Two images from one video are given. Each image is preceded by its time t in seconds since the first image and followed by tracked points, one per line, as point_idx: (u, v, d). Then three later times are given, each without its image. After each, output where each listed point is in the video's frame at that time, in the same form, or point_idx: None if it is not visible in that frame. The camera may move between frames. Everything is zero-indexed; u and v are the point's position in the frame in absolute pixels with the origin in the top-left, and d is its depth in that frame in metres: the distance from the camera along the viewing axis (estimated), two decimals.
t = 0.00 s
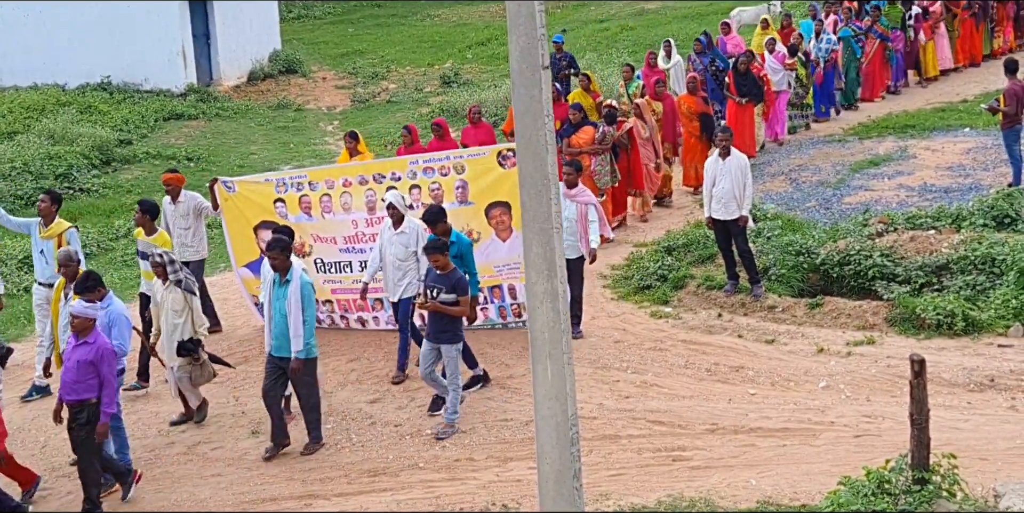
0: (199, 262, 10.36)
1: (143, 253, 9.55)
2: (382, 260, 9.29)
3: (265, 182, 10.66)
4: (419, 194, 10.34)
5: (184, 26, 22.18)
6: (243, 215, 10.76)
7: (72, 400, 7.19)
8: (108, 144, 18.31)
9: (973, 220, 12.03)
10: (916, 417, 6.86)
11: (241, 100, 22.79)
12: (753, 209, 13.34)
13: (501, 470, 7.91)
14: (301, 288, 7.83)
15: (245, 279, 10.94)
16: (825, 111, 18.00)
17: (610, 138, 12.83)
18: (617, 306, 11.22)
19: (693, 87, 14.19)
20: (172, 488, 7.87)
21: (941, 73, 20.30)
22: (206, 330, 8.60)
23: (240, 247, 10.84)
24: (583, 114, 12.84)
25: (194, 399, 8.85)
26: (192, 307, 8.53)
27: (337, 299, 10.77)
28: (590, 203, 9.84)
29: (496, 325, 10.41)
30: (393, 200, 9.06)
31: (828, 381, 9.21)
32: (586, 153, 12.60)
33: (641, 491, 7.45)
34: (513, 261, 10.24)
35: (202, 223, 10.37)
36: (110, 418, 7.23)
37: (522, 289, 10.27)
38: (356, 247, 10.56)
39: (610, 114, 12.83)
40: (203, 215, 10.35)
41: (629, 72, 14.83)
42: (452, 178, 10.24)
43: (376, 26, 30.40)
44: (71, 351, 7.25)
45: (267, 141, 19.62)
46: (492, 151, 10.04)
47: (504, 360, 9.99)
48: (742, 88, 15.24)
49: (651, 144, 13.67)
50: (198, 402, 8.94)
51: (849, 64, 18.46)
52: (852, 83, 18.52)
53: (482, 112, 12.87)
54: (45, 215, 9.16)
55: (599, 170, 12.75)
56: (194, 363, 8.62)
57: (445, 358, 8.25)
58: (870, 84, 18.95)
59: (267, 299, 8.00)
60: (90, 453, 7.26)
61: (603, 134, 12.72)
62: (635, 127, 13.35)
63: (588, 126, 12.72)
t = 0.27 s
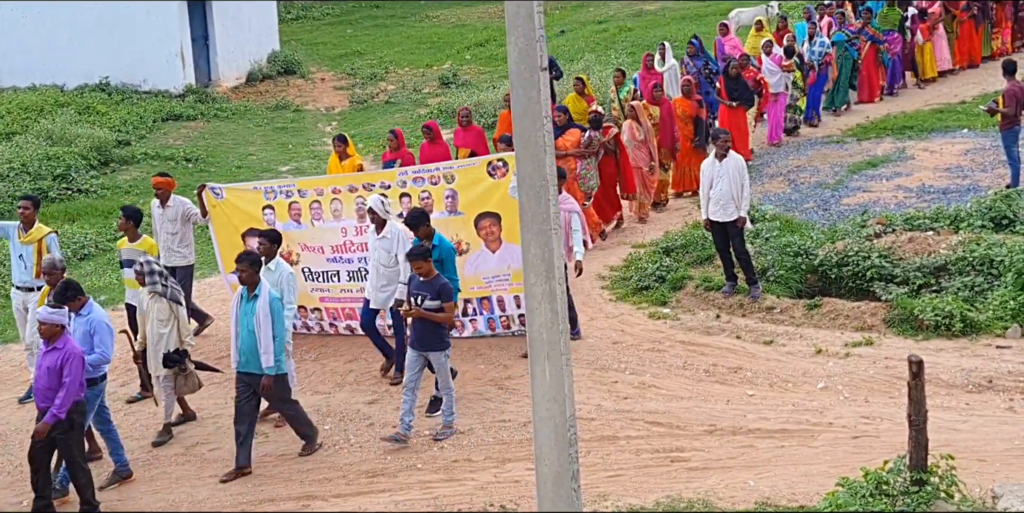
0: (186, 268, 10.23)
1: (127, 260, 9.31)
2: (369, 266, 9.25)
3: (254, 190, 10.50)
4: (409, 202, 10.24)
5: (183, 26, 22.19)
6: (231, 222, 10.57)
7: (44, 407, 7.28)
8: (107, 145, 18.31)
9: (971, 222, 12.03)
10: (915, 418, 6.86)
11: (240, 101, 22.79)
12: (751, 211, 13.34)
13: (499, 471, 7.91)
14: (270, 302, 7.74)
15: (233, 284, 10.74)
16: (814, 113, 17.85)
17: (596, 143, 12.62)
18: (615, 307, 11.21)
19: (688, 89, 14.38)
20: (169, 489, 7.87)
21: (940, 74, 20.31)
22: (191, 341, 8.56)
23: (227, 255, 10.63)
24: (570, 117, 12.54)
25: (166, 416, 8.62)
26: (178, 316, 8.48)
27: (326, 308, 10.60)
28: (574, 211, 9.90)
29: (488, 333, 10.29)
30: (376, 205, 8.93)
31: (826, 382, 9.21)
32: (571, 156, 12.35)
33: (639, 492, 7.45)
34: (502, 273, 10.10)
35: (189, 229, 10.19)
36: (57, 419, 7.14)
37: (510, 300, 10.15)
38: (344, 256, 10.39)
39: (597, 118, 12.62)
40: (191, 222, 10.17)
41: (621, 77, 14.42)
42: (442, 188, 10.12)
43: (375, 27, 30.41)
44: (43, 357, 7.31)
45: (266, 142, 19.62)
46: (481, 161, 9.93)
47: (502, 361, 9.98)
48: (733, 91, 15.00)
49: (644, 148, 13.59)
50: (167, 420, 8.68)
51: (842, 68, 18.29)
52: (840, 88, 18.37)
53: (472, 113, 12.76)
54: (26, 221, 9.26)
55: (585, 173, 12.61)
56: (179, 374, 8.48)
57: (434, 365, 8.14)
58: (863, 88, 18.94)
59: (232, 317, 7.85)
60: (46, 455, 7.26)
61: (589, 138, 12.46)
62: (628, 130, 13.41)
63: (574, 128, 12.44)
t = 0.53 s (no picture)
0: (178, 272, 10.16)
1: (113, 266, 9.31)
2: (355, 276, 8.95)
3: (240, 193, 10.47)
4: (396, 207, 10.15)
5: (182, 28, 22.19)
6: (220, 226, 10.53)
7: (12, 418, 7.15)
8: (106, 147, 18.31)
9: (971, 223, 12.03)
10: (914, 419, 6.86)
11: (239, 103, 22.79)
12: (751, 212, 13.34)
13: (499, 472, 7.91)
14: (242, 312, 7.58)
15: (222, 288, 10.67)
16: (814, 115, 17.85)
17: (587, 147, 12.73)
18: (615, 308, 11.21)
19: (681, 94, 14.38)
20: (171, 490, 7.88)
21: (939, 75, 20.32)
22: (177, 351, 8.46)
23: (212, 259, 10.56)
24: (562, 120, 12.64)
25: (161, 422, 8.58)
26: (164, 325, 8.39)
27: (313, 314, 10.57)
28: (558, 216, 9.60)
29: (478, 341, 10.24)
30: (352, 215, 8.80)
31: (826, 384, 9.21)
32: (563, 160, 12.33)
33: (639, 494, 7.45)
34: (488, 279, 10.02)
35: (181, 234, 10.11)
36: (37, 434, 7.03)
37: (499, 306, 10.05)
38: (331, 262, 10.37)
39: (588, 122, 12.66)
40: (182, 226, 10.08)
41: (611, 80, 14.43)
42: (429, 192, 10.05)
43: (374, 29, 30.42)
44: (10, 368, 7.20)
45: (265, 144, 19.62)
46: (467, 165, 9.86)
47: (503, 363, 9.99)
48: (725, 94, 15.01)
49: (637, 153, 13.51)
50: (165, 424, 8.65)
51: (840, 71, 18.25)
52: (836, 92, 18.31)
53: (462, 119, 12.62)
54: (10, 230, 9.33)
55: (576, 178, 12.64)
56: (164, 384, 8.37)
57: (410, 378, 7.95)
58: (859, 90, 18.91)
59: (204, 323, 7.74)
60: (24, 468, 7.17)
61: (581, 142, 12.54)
62: (625, 132, 13.38)
63: (566, 132, 12.47)
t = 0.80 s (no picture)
0: (171, 278, 9.79)
1: (103, 273, 9.15)
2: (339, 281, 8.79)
3: (228, 199, 10.31)
4: (382, 215, 10.06)
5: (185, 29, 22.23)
6: (208, 232, 10.39)
7: None
8: (109, 149, 18.33)
9: (973, 226, 12.03)
10: (917, 422, 6.85)
11: (241, 104, 22.82)
12: (753, 214, 13.35)
13: (501, 474, 7.91)
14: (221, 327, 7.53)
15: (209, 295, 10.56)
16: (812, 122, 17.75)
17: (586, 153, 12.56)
18: (617, 310, 11.22)
19: (676, 97, 14.39)
20: (173, 491, 7.88)
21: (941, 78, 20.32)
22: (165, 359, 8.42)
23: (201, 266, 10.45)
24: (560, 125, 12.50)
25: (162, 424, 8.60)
26: (152, 333, 8.39)
27: (301, 322, 10.45)
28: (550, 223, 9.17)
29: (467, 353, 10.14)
30: (330, 221, 8.62)
31: (828, 386, 9.21)
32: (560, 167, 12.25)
33: (642, 496, 7.45)
34: (476, 291, 9.95)
35: (172, 239, 9.72)
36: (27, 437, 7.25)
37: (486, 317, 9.98)
38: (319, 269, 10.25)
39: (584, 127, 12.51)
40: (173, 231, 9.69)
41: (606, 83, 14.33)
42: (416, 200, 9.98)
43: (376, 31, 30.45)
44: None
45: (268, 146, 19.64)
46: (456, 174, 9.80)
47: (505, 364, 10.00)
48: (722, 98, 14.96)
49: (630, 157, 13.42)
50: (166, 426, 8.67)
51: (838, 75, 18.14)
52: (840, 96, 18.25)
53: (455, 121, 12.61)
54: None
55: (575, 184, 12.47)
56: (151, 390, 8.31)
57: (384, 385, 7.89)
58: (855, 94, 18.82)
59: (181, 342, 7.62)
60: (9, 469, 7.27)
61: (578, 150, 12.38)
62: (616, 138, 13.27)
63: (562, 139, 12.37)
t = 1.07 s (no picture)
0: (151, 284, 9.58)
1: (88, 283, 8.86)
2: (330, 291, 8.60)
3: (216, 203, 10.21)
4: (369, 221, 9.98)
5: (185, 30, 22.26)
6: (196, 236, 10.29)
7: None
8: (110, 151, 18.33)
9: (973, 227, 12.03)
10: (917, 423, 6.84)
11: (242, 106, 22.82)
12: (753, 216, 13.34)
13: (502, 476, 7.91)
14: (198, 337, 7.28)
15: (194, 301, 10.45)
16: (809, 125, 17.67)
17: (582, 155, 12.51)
18: (617, 312, 11.21)
19: (671, 100, 14.33)
20: (173, 493, 7.88)
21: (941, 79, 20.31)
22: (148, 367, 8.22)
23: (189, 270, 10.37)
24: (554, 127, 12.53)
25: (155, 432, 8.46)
26: (133, 341, 8.21)
27: (288, 329, 10.35)
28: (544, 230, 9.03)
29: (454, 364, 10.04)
30: (312, 229, 8.52)
31: (828, 388, 9.20)
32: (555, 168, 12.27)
33: (642, 498, 7.44)
34: (462, 299, 9.91)
35: (155, 245, 9.58)
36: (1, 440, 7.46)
37: (473, 327, 9.92)
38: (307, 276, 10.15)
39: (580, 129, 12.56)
40: (156, 236, 9.56)
41: (600, 87, 14.38)
42: (403, 206, 9.91)
43: (377, 33, 30.45)
44: None
45: (268, 147, 19.64)
46: (444, 180, 9.74)
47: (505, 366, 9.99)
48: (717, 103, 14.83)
49: (625, 160, 13.36)
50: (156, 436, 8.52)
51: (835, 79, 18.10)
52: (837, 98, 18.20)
53: (446, 128, 12.60)
54: None
55: (571, 186, 12.38)
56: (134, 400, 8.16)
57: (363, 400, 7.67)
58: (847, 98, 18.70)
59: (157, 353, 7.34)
60: None
61: (576, 151, 12.39)
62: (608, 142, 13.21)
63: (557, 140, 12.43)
